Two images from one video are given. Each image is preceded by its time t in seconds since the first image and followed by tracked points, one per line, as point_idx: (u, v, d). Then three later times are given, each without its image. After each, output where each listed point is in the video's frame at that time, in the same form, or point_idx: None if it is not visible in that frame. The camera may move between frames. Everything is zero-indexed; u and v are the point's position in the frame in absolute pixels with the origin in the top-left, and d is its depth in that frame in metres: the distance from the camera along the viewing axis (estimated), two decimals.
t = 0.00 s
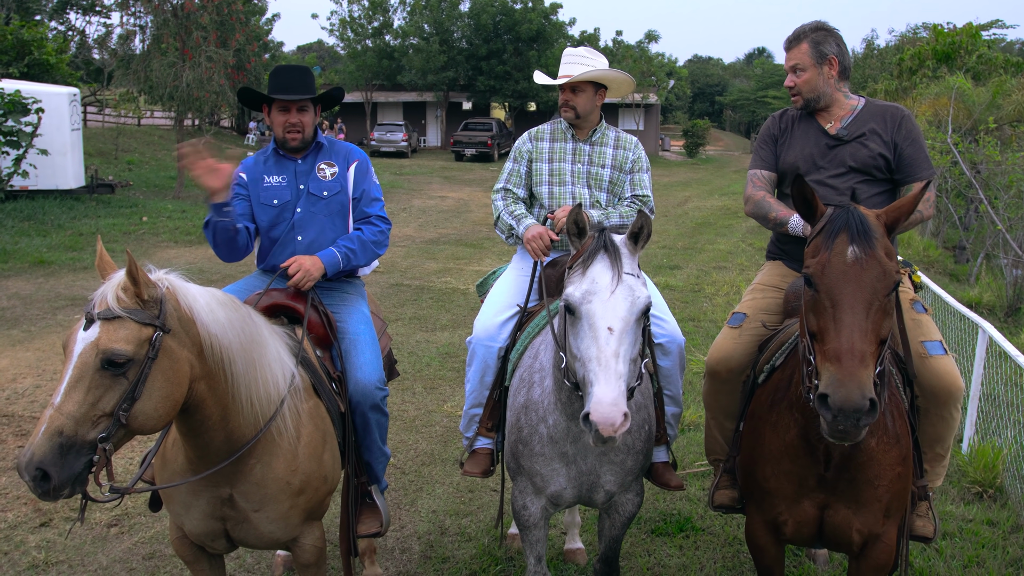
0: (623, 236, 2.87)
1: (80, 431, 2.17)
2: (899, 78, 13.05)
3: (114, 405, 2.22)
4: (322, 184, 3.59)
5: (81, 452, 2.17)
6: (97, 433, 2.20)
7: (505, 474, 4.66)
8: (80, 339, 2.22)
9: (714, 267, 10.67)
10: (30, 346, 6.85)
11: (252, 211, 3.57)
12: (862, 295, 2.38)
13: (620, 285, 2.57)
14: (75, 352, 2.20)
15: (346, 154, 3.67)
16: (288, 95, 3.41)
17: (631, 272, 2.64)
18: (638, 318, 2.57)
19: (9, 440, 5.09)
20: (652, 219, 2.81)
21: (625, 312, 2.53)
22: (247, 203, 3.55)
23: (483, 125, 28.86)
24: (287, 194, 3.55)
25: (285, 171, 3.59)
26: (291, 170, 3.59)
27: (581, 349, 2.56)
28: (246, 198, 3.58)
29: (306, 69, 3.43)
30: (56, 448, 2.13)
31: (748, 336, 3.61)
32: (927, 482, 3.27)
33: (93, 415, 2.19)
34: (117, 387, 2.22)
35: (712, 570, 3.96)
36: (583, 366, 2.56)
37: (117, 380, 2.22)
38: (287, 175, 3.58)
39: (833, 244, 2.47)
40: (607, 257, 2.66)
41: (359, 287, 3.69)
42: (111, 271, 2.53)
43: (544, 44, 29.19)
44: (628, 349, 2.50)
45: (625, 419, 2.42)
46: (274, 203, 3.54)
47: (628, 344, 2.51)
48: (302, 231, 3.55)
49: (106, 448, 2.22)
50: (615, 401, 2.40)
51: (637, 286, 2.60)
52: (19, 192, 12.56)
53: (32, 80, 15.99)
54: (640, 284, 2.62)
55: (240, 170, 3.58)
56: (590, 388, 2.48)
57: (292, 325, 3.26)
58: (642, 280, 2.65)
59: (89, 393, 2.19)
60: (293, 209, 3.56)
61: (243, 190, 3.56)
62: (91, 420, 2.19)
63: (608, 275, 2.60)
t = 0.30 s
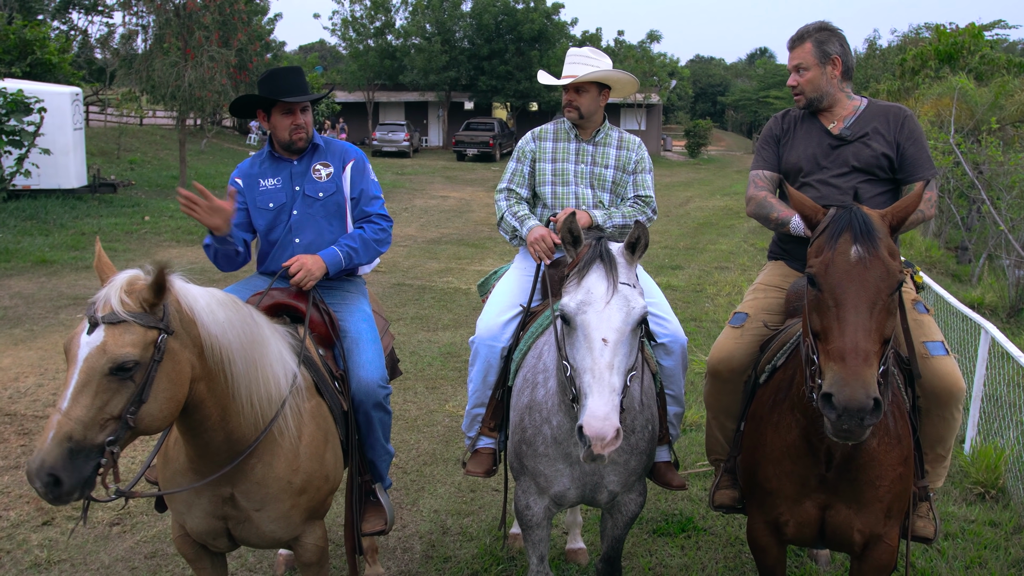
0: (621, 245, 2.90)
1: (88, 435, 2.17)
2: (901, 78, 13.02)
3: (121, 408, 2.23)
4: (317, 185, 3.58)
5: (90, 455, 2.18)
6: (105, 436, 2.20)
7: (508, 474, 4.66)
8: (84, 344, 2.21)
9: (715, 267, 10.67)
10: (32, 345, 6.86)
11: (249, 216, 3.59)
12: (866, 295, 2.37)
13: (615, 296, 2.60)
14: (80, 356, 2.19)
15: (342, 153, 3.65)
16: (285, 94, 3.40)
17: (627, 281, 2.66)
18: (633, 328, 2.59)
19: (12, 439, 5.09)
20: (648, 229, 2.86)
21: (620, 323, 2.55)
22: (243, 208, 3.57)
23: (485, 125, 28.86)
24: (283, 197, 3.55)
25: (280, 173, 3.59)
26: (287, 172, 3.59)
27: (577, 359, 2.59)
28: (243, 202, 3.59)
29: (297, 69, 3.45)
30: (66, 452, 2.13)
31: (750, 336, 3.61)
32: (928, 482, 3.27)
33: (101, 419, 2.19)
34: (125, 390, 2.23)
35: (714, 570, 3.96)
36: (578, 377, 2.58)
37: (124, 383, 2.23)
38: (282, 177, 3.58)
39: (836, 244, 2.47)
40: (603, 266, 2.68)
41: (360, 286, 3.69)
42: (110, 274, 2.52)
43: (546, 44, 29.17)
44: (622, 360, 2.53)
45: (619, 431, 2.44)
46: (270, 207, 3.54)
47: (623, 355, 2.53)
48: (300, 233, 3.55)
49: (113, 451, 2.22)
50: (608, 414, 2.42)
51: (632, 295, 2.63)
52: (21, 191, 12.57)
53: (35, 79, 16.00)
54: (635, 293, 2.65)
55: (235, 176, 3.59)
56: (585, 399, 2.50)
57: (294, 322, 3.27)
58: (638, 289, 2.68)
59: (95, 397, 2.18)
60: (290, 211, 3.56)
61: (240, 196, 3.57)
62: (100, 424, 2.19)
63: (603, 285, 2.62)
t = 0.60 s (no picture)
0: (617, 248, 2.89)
1: (97, 437, 2.18)
2: (905, 78, 12.99)
3: (129, 409, 2.23)
4: (317, 183, 3.58)
5: (100, 457, 2.19)
6: (114, 438, 2.21)
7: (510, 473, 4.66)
8: (89, 345, 2.20)
9: (718, 267, 10.66)
10: (35, 344, 6.86)
11: (249, 216, 3.57)
12: (869, 296, 2.37)
13: (609, 300, 2.61)
14: (86, 358, 2.18)
15: (340, 150, 3.66)
16: (286, 90, 3.37)
17: (622, 286, 2.68)
18: (628, 332, 2.59)
19: (15, 438, 5.10)
20: (644, 233, 2.86)
21: (615, 327, 2.55)
22: (243, 209, 3.56)
23: (488, 125, 28.86)
24: (284, 195, 3.55)
25: (280, 172, 3.58)
26: (286, 171, 3.58)
27: (571, 363, 2.59)
28: (243, 202, 3.57)
29: (295, 66, 3.44)
30: (76, 456, 2.13)
31: (752, 336, 3.60)
32: (931, 482, 3.27)
33: (109, 420, 2.20)
34: (132, 390, 2.23)
35: (716, 571, 3.96)
36: (571, 381, 2.58)
37: (132, 384, 2.23)
38: (282, 176, 3.57)
39: (839, 245, 2.47)
40: (598, 271, 2.69)
41: (359, 284, 3.69)
42: (110, 275, 2.52)
43: (549, 43, 29.14)
44: (616, 363, 2.53)
45: (611, 434, 2.44)
46: (271, 206, 3.54)
47: (617, 359, 2.53)
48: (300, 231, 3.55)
49: (121, 452, 2.23)
50: (600, 417, 2.42)
51: (627, 300, 2.64)
52: (24, 190, 12.59)
53: (38, 78, 16.03)
54: (631, 298, 2.66)
55: (233, 177, 3.57)
56: (577, 403, 2.50)
57: (292, 320, 3.28)
58: (634, 294, 2.68)
59: (103, 398, 2.18)
60: (290, 210, 3.56)
61: (240, 196, 3.56)
62: (108, 425, 2.19)
63: (598, 289, 2.64)
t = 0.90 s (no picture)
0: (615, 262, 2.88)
1: (96, 453, 2.17)
2: (906, 80, 12.98)
3: (126, 423, 2.23)
4: (317, 183, 3.58)
5: (99, 472, 2.18)
6: (112, 452, 2.21)
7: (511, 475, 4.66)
8: (84, 360, 2.17)
9: (719, 269, 10.67)
10: (36, 345, 6.87)
11: (249, 213, 3.57)
12: (870, 297, 2.37)
13: (607, 318, 2.60)
14: (81, 374, 2.16)
15: (341, 151, 3.67)
16: (293, 80, 3.41)
17: (620, 301, 2.67)
18: (625, 349, 2.59)
19: (17, 439, 5.11)
20: (642, 248, 2.86)
21: (612, 345, 2.55)
22: (244, 206, 3.56)
23: (489, 126, 28.86)
24: (284, 194, 3.55)
25: (282, 171, 3.59)
26: (288, 169, 3.59)
27: (568, 378, 2.59)
28: (244, 199, 3.57)
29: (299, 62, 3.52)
30: (75, 472, 2.12)
31: (753, 337, 3.61)
32: (930, 484, 3.27)
33: (107, 435, 2.19)
34: (129, 405, 2.22)
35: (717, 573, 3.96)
36: (569, 396, 2.58)
37: (128, 398, 2.22)
38: (284, 175, 3.58)
39: (840, 246, 2.47)
40: (596, 287, 2.68)
41: (357, 285, 3.71)
42: (102, 283, 2.49)
43: (550, 45, 29.15)
44: (614, 381, 2.52)
45: (609, 452, 2.44)
46: (272, 205, 3.54)
47: (615, 376, 2.53)
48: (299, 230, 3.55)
49: (120, 466, 2.24)
50: (599, 436, 2.42)
51: (625, 316, 2.64)
52: (25, 191, 12.60)
53: (39, 79, 16.05)
54: (628, 314, 2.65)
55: (235, 173, 3.58)
56: (574, 420, 2.50)
57: (288, 322, 3.26)
58: (632, 310, 2.68)
59: (100, 413, 2.17)
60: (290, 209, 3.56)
61: (241, 193, 3.57)
62: (106, 440, 2.19)
63: (595, 305, 2.63)
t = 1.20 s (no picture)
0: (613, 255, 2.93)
1: (91, 477, 2.19)
2: (907, 82, 12.96)
3: (120, 445, 2.24)
4: (316, 183, 3.60)
5: (96, 495, 2.21)
6: (108, 474, 2.24)
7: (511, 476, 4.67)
8: (73, 388, 2.16)
9: (720, 270, 10.67)
10: (36, 345, 6.86)
11: (248, 209, 3.56)
12: (870, 299, 2.37)
13: (605, 304, 2.62)
14: (71, 402, 2.16)
15: (341, 152, 3.68)
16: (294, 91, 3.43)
17: (617, 290, 2.69)
18: (623, 336, 2.60)
19: (17, 439, 5.11)
20: (643, 238, 2.90)
21: (610, 331, 2.56)
22: (242, 203, 3.55)
23: (490, 127, 28.86)
24: (282, 192, 3.56)
25: (280, 169, 3.59)
26: (287, 167, 3.59)
27: (566, 367, 2.58)
28: (243, 196, 3.56)
29: (313, 69, 3.49)
30: (73, 498, 2.14)
31: (755, 338, 3.61)
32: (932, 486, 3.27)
33: (102, 458, 2.20)
34: (122, 429, 2.23)
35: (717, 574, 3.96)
36: (566, 386, 2.58)
37: (120, 423, 2.23)
38: (283, 173, 3.58)
39: (841, 249, 2.47)
40: (593, 275, 2.70)
41: (354, 287, 3.72)
42: (88, 302, 2.47)
43: (551, 46, 29.14)
44: (613, 367, 2.52)
45: (608, 437, 2.43)
46: (269, 202, 3.55)
47: (613, 363, 2.53)
48: (296, 229, 3.57)
49: (117, 485, 2.26)
50: (598, 421, 2.41)
51: (623, 305, 2.65)
52: (26, 191, 12.60)
53: (40, 79, 16.05)
54: (626, 302, 2.67)
55: (234, 169, 3.56)
56: (573, 408, 2.49)
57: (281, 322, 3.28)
58: (629, 299, 2.70)
59: (93, 439, 2.18)
60: (287, 207, 3.57)
61: (239, 190, 3.55)
62: (101, 463, 2.21)
63: (593, 294, 2.64)
